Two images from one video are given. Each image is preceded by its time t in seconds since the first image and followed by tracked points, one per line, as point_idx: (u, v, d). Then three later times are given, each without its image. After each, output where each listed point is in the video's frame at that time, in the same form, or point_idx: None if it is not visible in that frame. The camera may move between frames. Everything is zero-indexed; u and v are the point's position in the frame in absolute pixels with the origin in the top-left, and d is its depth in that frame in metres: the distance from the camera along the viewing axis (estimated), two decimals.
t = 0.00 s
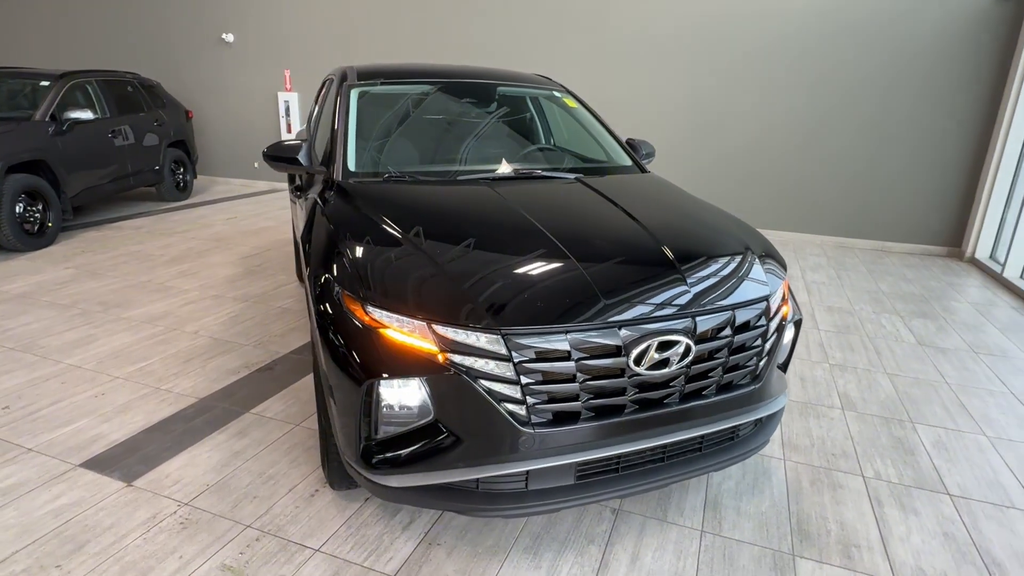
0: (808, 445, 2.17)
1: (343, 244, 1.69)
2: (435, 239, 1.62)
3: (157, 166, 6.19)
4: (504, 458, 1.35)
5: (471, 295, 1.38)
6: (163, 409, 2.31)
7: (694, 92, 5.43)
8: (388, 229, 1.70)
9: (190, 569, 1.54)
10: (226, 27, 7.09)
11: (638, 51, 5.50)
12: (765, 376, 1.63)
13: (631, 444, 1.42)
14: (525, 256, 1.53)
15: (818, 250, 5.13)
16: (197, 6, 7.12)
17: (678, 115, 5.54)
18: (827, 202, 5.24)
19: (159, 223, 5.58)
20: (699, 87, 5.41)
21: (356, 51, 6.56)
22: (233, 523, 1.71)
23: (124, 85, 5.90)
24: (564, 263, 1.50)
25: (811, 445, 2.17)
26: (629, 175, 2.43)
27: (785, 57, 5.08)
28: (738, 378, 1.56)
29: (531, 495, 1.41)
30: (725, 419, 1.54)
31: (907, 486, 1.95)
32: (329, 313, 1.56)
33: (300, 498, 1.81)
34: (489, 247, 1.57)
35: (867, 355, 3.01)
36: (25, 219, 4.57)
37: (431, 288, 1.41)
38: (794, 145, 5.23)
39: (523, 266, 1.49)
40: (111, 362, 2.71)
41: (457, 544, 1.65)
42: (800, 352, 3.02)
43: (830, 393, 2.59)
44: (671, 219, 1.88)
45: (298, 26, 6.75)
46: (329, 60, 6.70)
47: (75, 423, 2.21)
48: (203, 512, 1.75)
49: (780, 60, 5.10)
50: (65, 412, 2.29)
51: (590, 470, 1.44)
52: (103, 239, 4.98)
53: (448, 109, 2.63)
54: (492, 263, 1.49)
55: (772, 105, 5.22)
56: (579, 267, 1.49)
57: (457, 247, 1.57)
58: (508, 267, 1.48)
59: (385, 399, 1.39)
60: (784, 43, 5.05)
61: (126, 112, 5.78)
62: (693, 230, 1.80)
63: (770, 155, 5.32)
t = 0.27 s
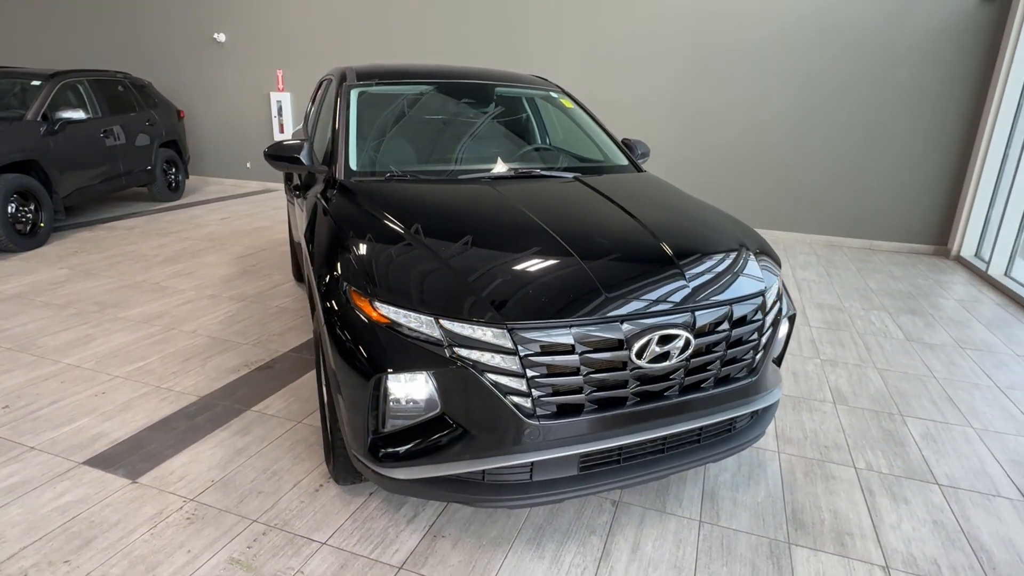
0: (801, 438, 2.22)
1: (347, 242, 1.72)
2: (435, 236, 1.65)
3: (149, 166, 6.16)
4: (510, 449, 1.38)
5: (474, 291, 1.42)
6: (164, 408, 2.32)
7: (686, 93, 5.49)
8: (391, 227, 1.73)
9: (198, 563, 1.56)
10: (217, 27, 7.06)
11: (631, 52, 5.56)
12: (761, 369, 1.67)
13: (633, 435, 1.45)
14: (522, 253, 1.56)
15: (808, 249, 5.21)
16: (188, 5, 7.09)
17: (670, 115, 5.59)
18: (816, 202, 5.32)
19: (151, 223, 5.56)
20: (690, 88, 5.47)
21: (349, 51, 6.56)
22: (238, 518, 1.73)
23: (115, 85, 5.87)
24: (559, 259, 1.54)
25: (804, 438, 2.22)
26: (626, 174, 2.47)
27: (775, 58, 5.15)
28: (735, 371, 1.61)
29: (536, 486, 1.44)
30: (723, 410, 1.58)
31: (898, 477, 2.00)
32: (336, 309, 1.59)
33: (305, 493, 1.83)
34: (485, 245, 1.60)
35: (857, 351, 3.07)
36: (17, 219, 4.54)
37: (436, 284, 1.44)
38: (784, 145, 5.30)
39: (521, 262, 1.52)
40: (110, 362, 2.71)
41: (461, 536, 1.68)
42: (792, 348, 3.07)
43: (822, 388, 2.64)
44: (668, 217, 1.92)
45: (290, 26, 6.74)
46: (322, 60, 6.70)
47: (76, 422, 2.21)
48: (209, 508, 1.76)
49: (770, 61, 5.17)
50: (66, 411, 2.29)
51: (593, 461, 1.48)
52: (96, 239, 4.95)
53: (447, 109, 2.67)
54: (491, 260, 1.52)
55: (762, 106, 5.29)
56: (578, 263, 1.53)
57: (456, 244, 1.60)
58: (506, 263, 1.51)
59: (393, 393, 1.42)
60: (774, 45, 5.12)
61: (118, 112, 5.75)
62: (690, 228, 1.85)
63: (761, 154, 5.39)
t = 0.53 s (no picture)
0: (795, 434, 2.26)
1: (347, 242, 1.73)
2: (433, 236, 1.66)
3: (140, 167, 6.12)
4: (512, 446, 1.40)
5: (473, 289, 1.43)
6: (162, 408, 2.32)
7: (677, 93, 5.53)
8: (392, 226, 1.74)
9: (201, 562, 1.56)
10: (208, 27, 7.03)
11: (623, 53, 5.60)
12: (757, 365, 1.71)
13: (633, 431, 1.48)
14: (517, 253, 1.58)
15: (798, 248, 5.28)
16: (179, 5, 7.05)
17: (662, 116, 5.64)
18: (805, 202, 5.39)
19: (143, 224, 5.52)
20: (681, 89, 5.52)
21: (341, 51, 6.56)
22: (240, 517, 1.74)
23: (105, 85, 5.83)
24: (555, 259, 1.56)
25: (798, 434, 2.26)
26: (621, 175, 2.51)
27: (764, 59, 5.21)
28: (732, 368, 1.64)
29: (538, 482, 1.46)
30: (720, 406, 1.61)
31: (889, 471, 2.04)
32: (339, 308, 1.60)
33: (306, 492, 1.84)
34: (484, 244, 1.62)
35: (849, 349, 3.12)
36: (7, 220, 4.51)
37: (437, 283, 1.46)
38: (774, 146, 5.36)
39: (517, 262, 1.54)
40: (106, 363, 2.70)
41: (463, 533, 1.70)
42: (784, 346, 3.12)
43: (814, 385, 2.68)
44: (664, 217, 1.95)
45: (282, 26, 6.72)
46: (314, 60, 6.69)
47: (74, 423, 2.21)
48: (210, 508, 1.77)
49: (759, 63, 5.22)
50: (62, 412, 2.28)
51: (594, 457, 1.50)
52: (87, 240, 4.92)
53: (443, 110, 2.68)
54: (488, 259, 1.54)
55: (752, 107, 5.34)
56: (576, 262, 1.55)
57: (452, 244, 1.61)
58: (502, 263, 1.53)
59: (397, 391, 1.44)
60: (764, 47, 5.18)
61: (108, 112, 5.71)
62: (686, 227, 1.88)
63: (751, 155, 5.44)
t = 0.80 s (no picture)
0: (790, 430, 2.27)
1: (344, 240, 1.71)
2: (427, 233, 1.65)
3: (126, 166, 6.04)
4: (514, 444, 1.39)
5: (472, 286, 1.42)
6: (154, 410, 2.29)
7: (668, 92, 5.55)
8: (389, 224, 1.73)
9: (197, 566, 1.54)
10: (195, 24, 6.95)
11: (614, 52, 5.60)
12: (756, 362, 1.71)
13: (634, 428, 1.48)
14: (512, 251, 1.57)
15: (788, 246, 5.31)
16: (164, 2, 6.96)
17: (653, 115, 5.65)
18: (795, 200, 5.42)
19: (129, 224, 5.45)
20: (671, 88, 5.53)
21: (331, 49, 6.51)
22: (237, 520, 1.71)
23: (90, 83, 5.75)
24: (549, 256, 1.55)
25: (793, 430, 2.27)
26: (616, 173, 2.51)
27: (754, 58, 5.23)
28: (731, 364, 1.65)
29: (540, 480, 1.46)
30: (720, 403, 1.62)
31: (883, 465, 2.06)
32: (337, 306, 1.58)
33: (303, 493, 1.82)
34: (483, 241, 1.61)
35: (840, 345, 3.14)
36: None
37: (436, 280, 1.45)
38: (763, 145, 5.40)
39: (512, 259, 1.53)
40: (95, 365, 2.66)
41: (463, 532, 1.69)
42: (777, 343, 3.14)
43: (807, 381, 2.70)
44: (661, 213, 1.95)
45: (270, 24, 6.66)
46: (303, 58, 6.63)
47: (63, 426, 2.17)
48: (206, 510, 1.74)
49: (749, 61, 5.25)
50: (51, 415, 2.24)
51: (595, 455, 1.50)
52: (73, 240, 4.85)
53: (437, 107, 2.67)
54: (484, 256, 1.53)
55: (742, 105, 5.37)
56: (573, 259, 1.54)
57: (446, 241, 1.60)
58: (498, 260, 1.52)
59: (397, 390, 1.42)
60: (754, 46, 5.21)
61: (93, 110, 5.63)
62: (683, 224, 1.88)
63: (741, 153, 5.47)
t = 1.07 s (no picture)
0: (792, 430, 2.26)
1: (343, 240, 1.67)
2: (424, 233, 1.61)
3: (112, 166, 5.93)
4: (523, 449, 1.36)
5: (476, 288, 1.39)
6: (146, 416, 2.23)
7: (660, 91, 5.54)
8: (389, 223, 1.69)
9: None
10: (181, 22, 6.84)
11: (606, 50, 5.59)
12: (762, 362, 1.70)
13: (643, 431, 1.46)
14: (511, 251, 1.54)
15: (781, 245, 5.33)
16: None
17: (645, 114, 5.64)
18: (787, 199, 5.44)
19: (115, 225, 5.35)
20: (664, 87, 5.53)
21: (320, 47, 6.44)
22: (234, 528, 1.67)
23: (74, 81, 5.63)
24: (548, 257, 1.52)
25: (795, 430, 2.26)
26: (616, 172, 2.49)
27: (746, 56, 5.24)
28: (738, 365, 1.63)
29: (548, 485, 1.43)
30: (727, 404, 1.60)
31: (886, 465, 2.06)
32: (337, 309, 1.54)
33: (302, 500, 1.78)
34: (487, 242, 1.58)
35: (837, 344, 3.15)
36: None
37: (439, 281, 1.41)
38: (756, 143, 5.41)
39: (513, 260, 1.50)
40: (84, 369, 2.59)
41: (468, 538, 1.66)
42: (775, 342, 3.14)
43: (807, 380, 2.70)
44: (664, 213, 1.93)
45: (258, 21, 6.57)
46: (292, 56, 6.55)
47: (52, 433, 2.11)
48: (202, 519, 1.70)
49: (741, 60, 5.26)
50: (39, 422, 2.18)
51: (603, 459, 1.47)
52: (57, 242, 4.74)
53: (434, 106, 2.64)
54: (485, 257, 1.50)
55: (734, 104, 5.37)
56: (575, 259, 1.52)
57: (444, 241, 1.56)
58: (498, 261, 1.49)
59: (402, 395, 1.39)
60: (745, 45, 5.21)
61: (77, 109, 5.52)
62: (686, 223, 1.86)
63: (734, 152, 5.48)
